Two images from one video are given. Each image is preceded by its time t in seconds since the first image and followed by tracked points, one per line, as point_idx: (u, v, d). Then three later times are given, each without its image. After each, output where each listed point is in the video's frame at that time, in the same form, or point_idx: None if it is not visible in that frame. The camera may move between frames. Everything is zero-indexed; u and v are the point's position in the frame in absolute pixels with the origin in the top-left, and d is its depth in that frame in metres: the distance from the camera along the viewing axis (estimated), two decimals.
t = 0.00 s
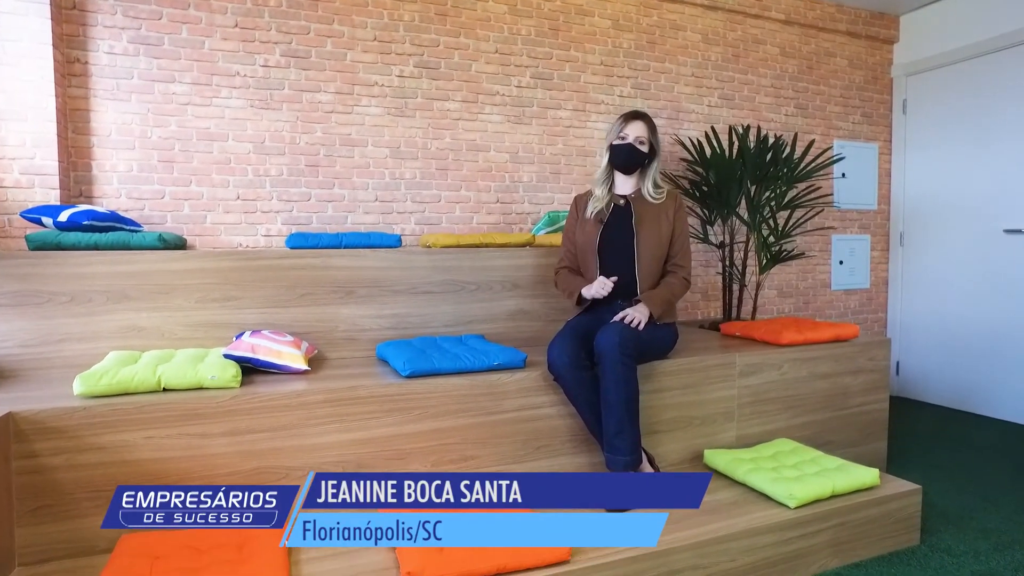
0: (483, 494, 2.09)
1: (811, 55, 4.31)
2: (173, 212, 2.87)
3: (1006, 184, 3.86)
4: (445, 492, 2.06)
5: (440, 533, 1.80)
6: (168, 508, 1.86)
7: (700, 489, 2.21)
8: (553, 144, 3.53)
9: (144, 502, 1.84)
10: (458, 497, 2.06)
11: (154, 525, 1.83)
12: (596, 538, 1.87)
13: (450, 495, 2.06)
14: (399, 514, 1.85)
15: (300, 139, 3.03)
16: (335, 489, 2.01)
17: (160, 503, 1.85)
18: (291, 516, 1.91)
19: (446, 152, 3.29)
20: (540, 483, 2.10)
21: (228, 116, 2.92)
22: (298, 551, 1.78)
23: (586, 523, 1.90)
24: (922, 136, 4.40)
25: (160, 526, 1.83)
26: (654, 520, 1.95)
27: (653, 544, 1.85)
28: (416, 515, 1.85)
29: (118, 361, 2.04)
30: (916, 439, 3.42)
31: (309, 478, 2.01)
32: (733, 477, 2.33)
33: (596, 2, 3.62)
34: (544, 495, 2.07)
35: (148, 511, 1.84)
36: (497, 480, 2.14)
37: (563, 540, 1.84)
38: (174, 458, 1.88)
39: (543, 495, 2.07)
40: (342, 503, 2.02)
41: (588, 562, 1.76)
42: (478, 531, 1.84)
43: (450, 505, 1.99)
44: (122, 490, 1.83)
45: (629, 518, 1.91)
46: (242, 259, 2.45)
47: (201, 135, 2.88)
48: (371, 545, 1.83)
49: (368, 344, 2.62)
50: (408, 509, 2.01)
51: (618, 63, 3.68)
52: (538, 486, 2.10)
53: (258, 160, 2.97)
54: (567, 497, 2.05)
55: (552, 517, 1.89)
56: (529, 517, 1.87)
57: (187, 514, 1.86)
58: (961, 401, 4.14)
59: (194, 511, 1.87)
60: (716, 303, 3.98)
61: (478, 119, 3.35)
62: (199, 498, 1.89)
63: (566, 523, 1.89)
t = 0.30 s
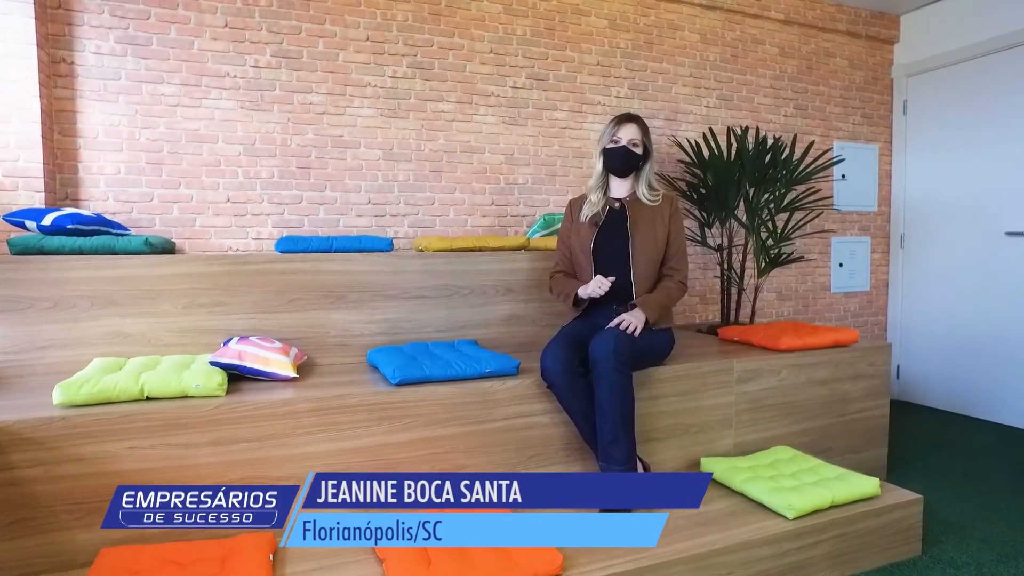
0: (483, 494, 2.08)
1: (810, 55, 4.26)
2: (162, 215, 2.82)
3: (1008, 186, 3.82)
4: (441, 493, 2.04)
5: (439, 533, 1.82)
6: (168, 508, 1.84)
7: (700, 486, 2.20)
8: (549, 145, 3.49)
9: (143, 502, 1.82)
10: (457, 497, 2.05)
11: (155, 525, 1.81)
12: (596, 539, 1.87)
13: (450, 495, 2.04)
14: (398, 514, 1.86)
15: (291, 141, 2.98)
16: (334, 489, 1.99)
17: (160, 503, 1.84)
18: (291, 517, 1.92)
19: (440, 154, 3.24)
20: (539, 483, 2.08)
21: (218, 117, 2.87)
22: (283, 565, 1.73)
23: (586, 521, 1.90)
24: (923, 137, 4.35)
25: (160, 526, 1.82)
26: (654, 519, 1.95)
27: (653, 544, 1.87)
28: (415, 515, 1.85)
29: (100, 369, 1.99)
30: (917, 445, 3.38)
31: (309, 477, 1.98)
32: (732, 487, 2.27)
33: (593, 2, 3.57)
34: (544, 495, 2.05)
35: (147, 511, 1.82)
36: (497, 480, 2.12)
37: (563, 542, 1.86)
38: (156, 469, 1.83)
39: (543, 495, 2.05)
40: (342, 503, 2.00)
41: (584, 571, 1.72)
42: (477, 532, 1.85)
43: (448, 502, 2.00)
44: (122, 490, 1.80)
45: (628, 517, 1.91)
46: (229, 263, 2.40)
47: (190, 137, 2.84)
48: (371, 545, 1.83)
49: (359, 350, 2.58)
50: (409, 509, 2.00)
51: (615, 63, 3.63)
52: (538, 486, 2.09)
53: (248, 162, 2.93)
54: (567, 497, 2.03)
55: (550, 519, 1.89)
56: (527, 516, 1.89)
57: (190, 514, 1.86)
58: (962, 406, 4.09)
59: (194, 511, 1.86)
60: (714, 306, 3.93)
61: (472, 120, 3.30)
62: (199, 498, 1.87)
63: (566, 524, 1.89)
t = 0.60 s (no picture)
0: (483, 494, 2.08)
1: (811, 54, 4.20)
2: (149, 217, 2.75)
3: (1012, 187, 3.76)
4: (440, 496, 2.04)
5: (440, 533, 1.85)
6: (168, 508, 1.79)
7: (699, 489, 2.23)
8: (545, 146, 3.42)
9: (143, 502, 1.77)
10: (457, 497, 2.05)
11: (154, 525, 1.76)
12: (595, 539, 1.85)
13: (450, 495, 2.05)
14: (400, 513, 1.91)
15: (281, 142, 2.92)
16: (334, 489, 1.94)
17: (160, 503, 1.78)
18: (291, 516, 1.89)
19: (434, 155, 3.18)
20: (540, 482, 2.09)
21: (206, 117, 2.81)
22: None
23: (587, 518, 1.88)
24: (925, 138, 4.29)
25: (160, 526, 1.76)
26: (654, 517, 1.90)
27: (653, 544, 1.85)
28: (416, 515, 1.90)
29: (78, 377, 1.92)
30: (919, 451, 3.32)
31: (309, 477, 1.93)
32: (730, 497, 2.21)
33: None
34: (544, 494, 2.07)
35: (148, 511, 1.77)
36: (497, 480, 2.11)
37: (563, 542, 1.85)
38: (135, 481, 1.77)
39: (544, 493, 2.07)
40: (342, 502, 1.96)
41: None
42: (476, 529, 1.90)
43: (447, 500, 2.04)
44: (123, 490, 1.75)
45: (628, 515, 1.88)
46: (215, 267, 2.34)
47: (178, 137, 2.77)
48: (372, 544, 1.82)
49: (349, 356, 2.51)
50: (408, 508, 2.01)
51: (612, 62, 3.57)
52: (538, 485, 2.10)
53: (238, 164, 2.87)
54: (566, 497, 2.03)
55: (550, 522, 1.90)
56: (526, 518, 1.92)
57: (189, 517, 1.80)
58: (964, 411, 4.04)
59: (194, 511, 1.81)
60: (713, 310, 3.87)
61: (466, 120, 3.24)
62: (199, 498, 1.83)
63: (566, 523, 1.88)
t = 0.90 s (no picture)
0: (484, 493, 2.01)
1: (813, 51, 4.12)
2: (133, 218, 2.67)
3: (1016, 187, 3.68)
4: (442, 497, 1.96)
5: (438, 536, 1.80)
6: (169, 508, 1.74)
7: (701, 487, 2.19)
8: (541, 145, 3.35)
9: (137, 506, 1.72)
10: (458, 497, 1.98)
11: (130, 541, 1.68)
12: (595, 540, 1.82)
13: (450, 495, 1.98)
14: (402, 513, 1.87)
15: (269, 141, 2.84)
16: (334, 489, 1.88)
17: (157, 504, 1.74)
18: (291, 516, 1.84)
19: (426, 154, 3.10)
20: (541, 482, 2.02)
21: (192, 115, 2.73)
22: None
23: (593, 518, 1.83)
24: (929, 137, 4.22)
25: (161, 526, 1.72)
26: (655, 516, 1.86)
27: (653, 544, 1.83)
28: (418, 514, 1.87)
29: (53, 387, 1.85)
30: (924, 457, 3.25)
31: (310, 477, 1.87)
32: (730, 508, 2.14)
33: None
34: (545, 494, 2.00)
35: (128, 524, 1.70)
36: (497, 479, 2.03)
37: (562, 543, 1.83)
38: (111, 496, 1.70)
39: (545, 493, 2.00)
40: (342, 503, 1.88)
41: None
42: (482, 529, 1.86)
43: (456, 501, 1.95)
44: (126, 491, 1.70)
45: (635, 513, 1.84)
46: (199, 271, 2.26)
47: (163, 136, 2.69)
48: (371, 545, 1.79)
49: (338, 361, 2.44)
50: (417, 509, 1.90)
51: (610, 59, 3.49)
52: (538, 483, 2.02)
53: (225, 163, 2.79)
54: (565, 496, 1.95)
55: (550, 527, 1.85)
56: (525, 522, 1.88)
57: (187, 517, 1.75)
58: (969, 414, 3.96)
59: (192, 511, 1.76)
60: (713, 312, 3.79)
61: (460, 119, 3.16)
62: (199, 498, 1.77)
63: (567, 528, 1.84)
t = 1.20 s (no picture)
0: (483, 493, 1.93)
1: (815, 49, 4.04)
2: (117, 219, 2.59)
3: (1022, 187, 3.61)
4: (442, 497, 1.89)
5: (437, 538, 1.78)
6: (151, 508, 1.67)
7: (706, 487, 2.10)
8: (538, 144, 3.27)
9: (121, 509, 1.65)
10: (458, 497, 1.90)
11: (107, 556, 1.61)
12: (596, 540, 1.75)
13: (450, 495, 1.90)
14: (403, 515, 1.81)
15: (258, 140, 2.76)
16: (335, 489, 1.81)
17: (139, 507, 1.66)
18: (291, 516, 1.77)
19: (420, 153, 3.02)
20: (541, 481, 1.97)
21: (178, 114, 2.65)
22: None
23: (594, 523, 1.75)
24: (933, 137, 4.14)
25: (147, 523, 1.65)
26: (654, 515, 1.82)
27: (653, 544, 1.81)
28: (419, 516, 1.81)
29: (28, 396, 1.77)
30: (930, 464, 3.18)
31: (311, 477, 1.80)
32: (733, 521, 2.06)
33: None
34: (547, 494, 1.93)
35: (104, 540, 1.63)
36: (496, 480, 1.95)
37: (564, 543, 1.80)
38: (86, 512, 1.62)
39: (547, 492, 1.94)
40: (342, 503, 1.80)
41: None
42: (484, 530, 1.83)
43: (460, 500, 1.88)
44: (124, 492, 1.64)
45: (636, 514, 1.79)
46: (183, 274, 2.18)
47: (148, 135, 2.61)
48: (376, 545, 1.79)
49: (327, 368, 2.36)
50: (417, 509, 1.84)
51: (609, 57, 3.41)
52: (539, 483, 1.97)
53: (213, 163, 2.71)
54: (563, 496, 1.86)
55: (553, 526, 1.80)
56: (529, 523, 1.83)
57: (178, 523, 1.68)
58: (974, 419, 3.87)
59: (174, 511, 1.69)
60: (714, 315, 3.72)
61: (455, 117, 3.08)
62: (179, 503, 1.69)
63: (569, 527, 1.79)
